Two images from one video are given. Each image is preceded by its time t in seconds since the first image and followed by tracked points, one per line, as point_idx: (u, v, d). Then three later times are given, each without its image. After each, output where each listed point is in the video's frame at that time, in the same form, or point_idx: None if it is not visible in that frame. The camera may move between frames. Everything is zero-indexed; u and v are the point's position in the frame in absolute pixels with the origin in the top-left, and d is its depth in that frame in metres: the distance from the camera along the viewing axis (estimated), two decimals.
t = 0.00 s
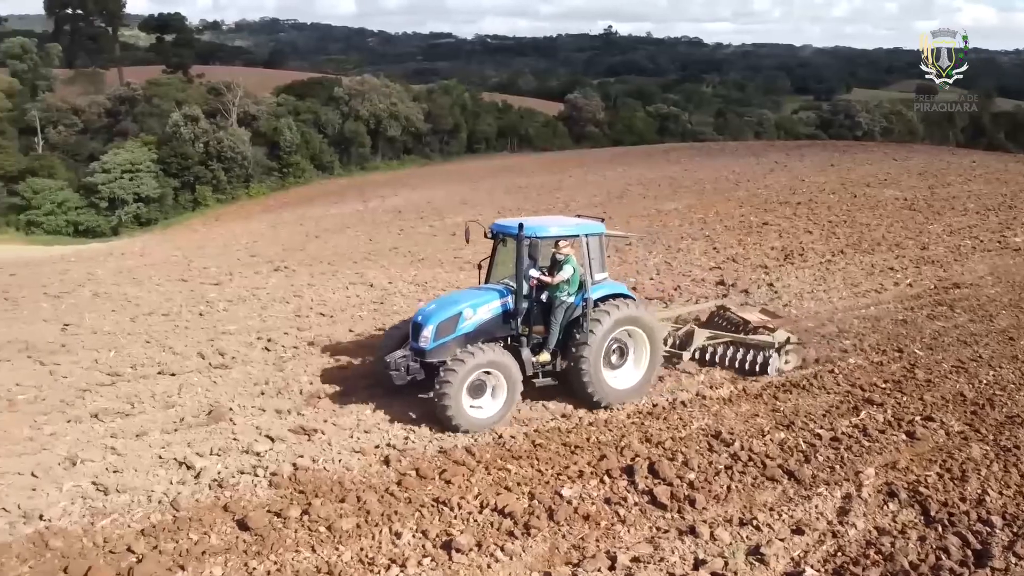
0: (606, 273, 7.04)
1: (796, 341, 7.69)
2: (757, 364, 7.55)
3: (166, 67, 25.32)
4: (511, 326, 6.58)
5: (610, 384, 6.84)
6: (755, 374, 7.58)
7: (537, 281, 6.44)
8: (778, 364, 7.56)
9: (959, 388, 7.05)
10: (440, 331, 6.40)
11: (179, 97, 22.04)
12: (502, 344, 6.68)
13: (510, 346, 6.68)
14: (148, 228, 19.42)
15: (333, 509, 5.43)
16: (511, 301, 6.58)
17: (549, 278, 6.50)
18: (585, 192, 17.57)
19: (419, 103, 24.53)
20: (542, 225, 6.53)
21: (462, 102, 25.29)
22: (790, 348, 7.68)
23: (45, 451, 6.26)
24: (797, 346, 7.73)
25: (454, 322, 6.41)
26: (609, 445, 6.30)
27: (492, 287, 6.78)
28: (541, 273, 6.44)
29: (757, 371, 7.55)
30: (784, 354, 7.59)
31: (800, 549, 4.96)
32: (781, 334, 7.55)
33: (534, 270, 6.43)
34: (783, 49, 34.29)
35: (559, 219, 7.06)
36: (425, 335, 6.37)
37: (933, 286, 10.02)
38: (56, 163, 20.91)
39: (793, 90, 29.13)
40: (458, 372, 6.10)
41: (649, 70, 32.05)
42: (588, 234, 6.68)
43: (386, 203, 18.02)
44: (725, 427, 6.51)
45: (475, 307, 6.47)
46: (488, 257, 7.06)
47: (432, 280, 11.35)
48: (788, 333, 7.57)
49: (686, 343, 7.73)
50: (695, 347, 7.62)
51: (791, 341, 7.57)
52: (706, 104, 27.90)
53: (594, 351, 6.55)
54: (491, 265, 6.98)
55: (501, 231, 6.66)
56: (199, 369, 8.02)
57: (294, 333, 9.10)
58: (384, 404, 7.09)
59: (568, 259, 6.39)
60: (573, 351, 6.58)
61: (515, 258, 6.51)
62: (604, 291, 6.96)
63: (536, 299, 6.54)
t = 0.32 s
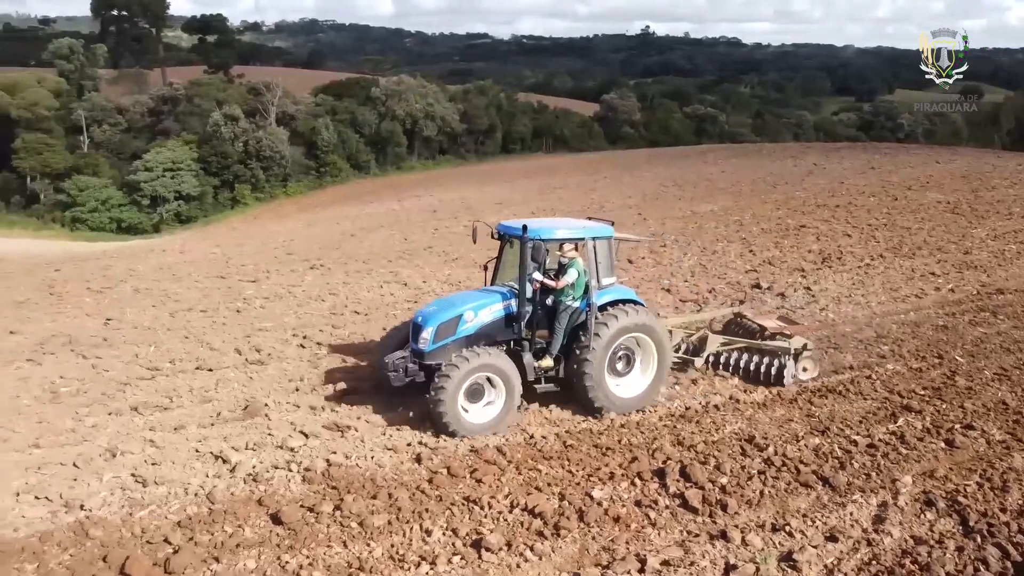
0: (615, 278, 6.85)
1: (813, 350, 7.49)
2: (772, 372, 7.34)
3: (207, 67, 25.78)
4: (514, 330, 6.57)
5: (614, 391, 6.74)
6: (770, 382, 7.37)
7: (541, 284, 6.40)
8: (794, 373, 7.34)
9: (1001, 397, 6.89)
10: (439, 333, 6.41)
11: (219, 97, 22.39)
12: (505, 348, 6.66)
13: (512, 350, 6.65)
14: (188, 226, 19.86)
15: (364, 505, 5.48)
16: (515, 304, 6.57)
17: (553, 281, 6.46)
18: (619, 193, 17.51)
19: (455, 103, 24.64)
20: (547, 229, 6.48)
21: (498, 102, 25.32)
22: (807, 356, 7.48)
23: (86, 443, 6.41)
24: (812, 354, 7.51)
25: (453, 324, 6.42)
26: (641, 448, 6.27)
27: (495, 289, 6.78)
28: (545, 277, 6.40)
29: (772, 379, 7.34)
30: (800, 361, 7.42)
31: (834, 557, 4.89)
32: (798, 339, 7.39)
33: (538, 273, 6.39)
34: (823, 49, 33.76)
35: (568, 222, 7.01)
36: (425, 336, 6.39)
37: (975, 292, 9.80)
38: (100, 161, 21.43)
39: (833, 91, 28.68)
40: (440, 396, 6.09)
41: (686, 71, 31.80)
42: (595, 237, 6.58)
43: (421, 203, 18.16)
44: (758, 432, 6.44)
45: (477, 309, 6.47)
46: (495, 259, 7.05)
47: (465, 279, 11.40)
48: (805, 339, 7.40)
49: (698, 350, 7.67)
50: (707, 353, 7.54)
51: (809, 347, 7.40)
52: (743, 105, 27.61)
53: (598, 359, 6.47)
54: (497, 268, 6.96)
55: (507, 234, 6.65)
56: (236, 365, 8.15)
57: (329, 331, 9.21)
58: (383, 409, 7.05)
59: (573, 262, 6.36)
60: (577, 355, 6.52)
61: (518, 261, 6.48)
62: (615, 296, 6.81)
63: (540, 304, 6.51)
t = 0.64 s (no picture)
0: (624, 283, 6.84)
1: (832, 361, 7.38)
2: (788, 382, 7.20)
3: (253, 68, 26.26)
4: (517, 334, 6.58)
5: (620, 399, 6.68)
6: (786, 393, 7.22)
7: (546, 288, 6.41)
8: (812, 383, 7.20)
9: None
10: (441, 336, 6.43)
11: (265, 97, 22.76)
12: (510, 353, 6.66)
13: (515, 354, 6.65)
14: (232, 224, 20.26)
15: (400, 502, 5.53)
16: (519, 308, 6.60)
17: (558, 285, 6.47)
18: (660, 194, 17.38)
19: (496, 104, 24.70)
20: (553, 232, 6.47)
21: (539, 102, 25.28)
22: (826, 367, 7.37)
23: (131, 435, 6.58)
24: (832, 365, 7.40)
25: (456, 328, 6.44)
26: (677, 451, 6.23)
27: (500, 293, 6.80)
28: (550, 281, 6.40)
29: (789, 390, 7.19)
30: (819, 372, 7.28)
31: (873, 566, 4.79)
32: (818, 349, 7.27)
33: (543, 276, 6.40)
34: (870, 49, 33.10)
35: (580, 224, 6.98)
36: (426, 340, 6.42)
37: None
38: (149, 159, 21.94)
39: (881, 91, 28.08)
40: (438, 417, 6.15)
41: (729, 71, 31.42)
42: (603, 241, 6.54)
43: (461, 203, 18.24)
44: (798, 437, 6.35)
45: (480, 313, 6.49)
46: (503, 261, 7.07)
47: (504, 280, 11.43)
48: (825, 349, 7.27)
49: (714, 357, 7.54)
50: (722, 360, 7.43)
51: (828, 357, 7.26)
52: (788, 106, 27.19)
53: (601, 367, 6.43)
54: (505, 271, 7.01)
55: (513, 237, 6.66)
56: (277, 361, 8.29)
57: (368, 329, 9.31)
58: (386, 411, 7.03)
59: (581, 267, 6.37)
60: (581, 361, 6.49)
61: (524, 264, 6.48)
62: (623, 301, 6.79)
63: (546, 309, 6.54)
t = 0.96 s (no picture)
0: (632, 285, 6.78)
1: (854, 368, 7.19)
2: (804, 390, 7.11)
3: (299, 69, 26.67)
4: (520, 336, 6.57)
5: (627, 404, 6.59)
6: (803, 400, 7.13)
7: (550, 290, 6.35)
8: (830, 392, 7.07)
9: None
10: (443, 337, 6.44)
11: (310, 97, 23.07)
12: (513, 355, 6.60)
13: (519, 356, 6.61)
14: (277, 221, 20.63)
15: (436, 500, 5.57)
16: (523, 310, 6.57)
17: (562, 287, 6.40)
18: (702, 196, 17.21)
19: (538, 104, 24.69)
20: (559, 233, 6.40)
21: (581, 102, 25.20)
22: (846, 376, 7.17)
23: (175, 427, 6.73)
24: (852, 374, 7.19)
25: (457, 329, 6.45)
26: (716, 456, 6.17)
27: (503, 295, 6.80)
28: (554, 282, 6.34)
29: (805, 397, 7.10)
30: (838, 380, 7.10)
31: None
32: (838, 355, 7.10)
33: (547, 278, 6.33)
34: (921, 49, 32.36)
35: (589, 224, 6.94)
36: (428, 341, 6.43)
37: None
38: (197, 158, 22.42)
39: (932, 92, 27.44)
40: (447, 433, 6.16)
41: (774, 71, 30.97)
42: (609, 241, 6.47)
43: (502, 203, 18.30)
44: (839, 445, 6.24)
45: (483, 315, 6.49)
46: (509, 262, 7.07)
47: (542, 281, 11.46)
48: (845, 357, 7.11)
49: (730, 364, 7.48)
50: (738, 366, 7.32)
51: (849, 365, 7.09)
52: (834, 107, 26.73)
53: (606, 371, 6.35)
54: (512, 271, 7.00)
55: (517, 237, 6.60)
56: (318, 357, 8.41)
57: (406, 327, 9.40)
58: (387, 414, 6.98)
59: (585, 268, 6.33)
60: (587, 364, 6.41)
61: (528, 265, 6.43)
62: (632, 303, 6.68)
63: (551, 311, 6.44)
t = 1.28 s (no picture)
0: (640, 289, 6.73)
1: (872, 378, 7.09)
2: (822, 397, 7.02)
3: (341, 70, 27.03)
4: (523, 339, 6.62)
5: (631, 412, 6.53)
6: (819, 408, 7.05)
7: (552, 293, 6.36)
8: (847, 400, 6.98)
9: None
10: (443, 338, 6.51)
11: (351, 97, 23.32)
12: (515, 358, 6.64)
13: (523, 359, 6.65)
14: (318, 220, 20.92)
15: (471, 499, 5.60)
16: (525, 313, 6.62)
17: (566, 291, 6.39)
18: (743, 198, 17.02)
19: (578, 105, 24.62)
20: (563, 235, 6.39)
21: (621, 103, 25.08)
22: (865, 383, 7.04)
23: (217, 421, 6.87)
24: (872, 382, 7.05)
25: (458, 330, 6.51)
26: (753, 461, 6.10)
27: (508, 297, 6.84)
28: (557, 285, 6.34)
29: (821, 405, 7.02)
30: (856, 389, 6.99)
31: None
32: (854, 363, 6.98)
33: (550, 281, 6.33)
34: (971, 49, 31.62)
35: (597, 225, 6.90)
36: (427, 342, 6.51)
37: None
38: (241, 157, 22.81)
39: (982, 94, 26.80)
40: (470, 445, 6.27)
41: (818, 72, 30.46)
42: (613, 243, 6.42)
43: (541, 204, 18.31)
44: (881, 452, 6.13)
45: (484, 317, 6.53)
46: (516, 264, 7.14)
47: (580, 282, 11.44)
48: (862, 364, 6.98)
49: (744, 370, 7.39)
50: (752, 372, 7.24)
51: (866, 372, 6.95)
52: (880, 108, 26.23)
53: (606, 379, 6.30)
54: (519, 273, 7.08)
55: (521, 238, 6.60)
56: (356, 354, 8.51)
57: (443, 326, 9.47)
58: (385, 414, 7.01)
59: (585, 271, 6.31)
60: (588, 370, 6.39)
61: (532, 267, 6.45)
62: (638, 307, 6.64)
63: (554, 315, 6.47)
